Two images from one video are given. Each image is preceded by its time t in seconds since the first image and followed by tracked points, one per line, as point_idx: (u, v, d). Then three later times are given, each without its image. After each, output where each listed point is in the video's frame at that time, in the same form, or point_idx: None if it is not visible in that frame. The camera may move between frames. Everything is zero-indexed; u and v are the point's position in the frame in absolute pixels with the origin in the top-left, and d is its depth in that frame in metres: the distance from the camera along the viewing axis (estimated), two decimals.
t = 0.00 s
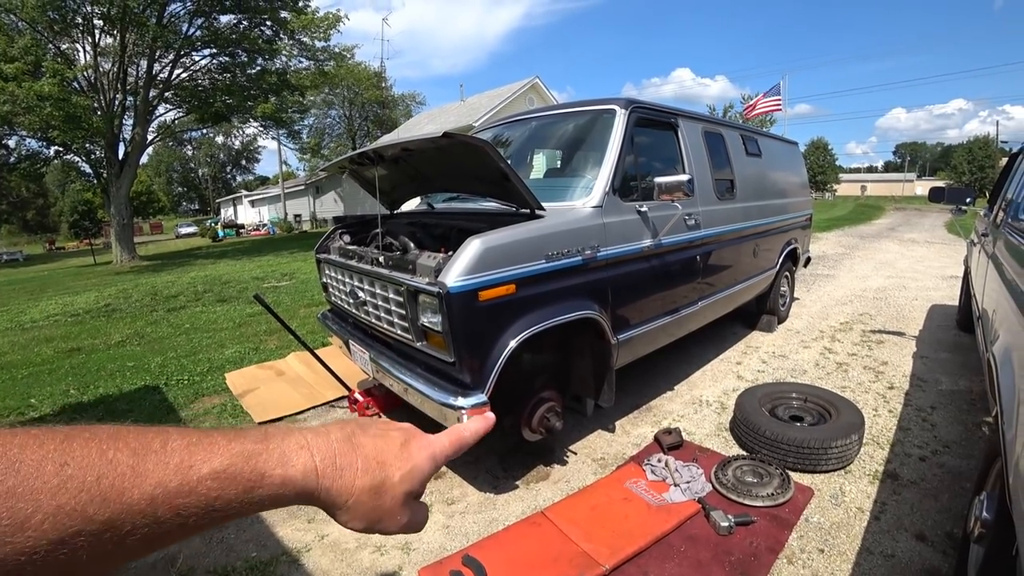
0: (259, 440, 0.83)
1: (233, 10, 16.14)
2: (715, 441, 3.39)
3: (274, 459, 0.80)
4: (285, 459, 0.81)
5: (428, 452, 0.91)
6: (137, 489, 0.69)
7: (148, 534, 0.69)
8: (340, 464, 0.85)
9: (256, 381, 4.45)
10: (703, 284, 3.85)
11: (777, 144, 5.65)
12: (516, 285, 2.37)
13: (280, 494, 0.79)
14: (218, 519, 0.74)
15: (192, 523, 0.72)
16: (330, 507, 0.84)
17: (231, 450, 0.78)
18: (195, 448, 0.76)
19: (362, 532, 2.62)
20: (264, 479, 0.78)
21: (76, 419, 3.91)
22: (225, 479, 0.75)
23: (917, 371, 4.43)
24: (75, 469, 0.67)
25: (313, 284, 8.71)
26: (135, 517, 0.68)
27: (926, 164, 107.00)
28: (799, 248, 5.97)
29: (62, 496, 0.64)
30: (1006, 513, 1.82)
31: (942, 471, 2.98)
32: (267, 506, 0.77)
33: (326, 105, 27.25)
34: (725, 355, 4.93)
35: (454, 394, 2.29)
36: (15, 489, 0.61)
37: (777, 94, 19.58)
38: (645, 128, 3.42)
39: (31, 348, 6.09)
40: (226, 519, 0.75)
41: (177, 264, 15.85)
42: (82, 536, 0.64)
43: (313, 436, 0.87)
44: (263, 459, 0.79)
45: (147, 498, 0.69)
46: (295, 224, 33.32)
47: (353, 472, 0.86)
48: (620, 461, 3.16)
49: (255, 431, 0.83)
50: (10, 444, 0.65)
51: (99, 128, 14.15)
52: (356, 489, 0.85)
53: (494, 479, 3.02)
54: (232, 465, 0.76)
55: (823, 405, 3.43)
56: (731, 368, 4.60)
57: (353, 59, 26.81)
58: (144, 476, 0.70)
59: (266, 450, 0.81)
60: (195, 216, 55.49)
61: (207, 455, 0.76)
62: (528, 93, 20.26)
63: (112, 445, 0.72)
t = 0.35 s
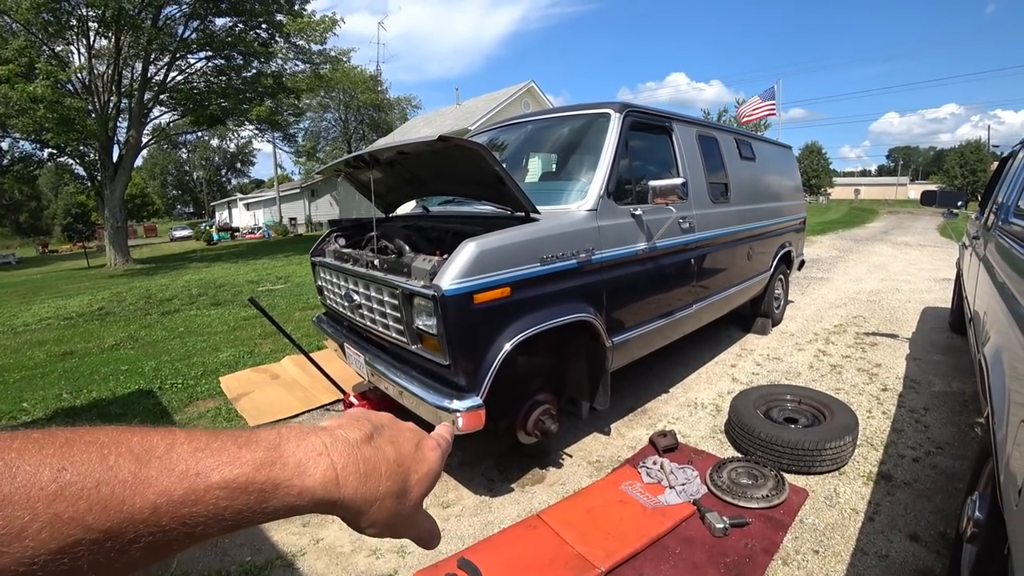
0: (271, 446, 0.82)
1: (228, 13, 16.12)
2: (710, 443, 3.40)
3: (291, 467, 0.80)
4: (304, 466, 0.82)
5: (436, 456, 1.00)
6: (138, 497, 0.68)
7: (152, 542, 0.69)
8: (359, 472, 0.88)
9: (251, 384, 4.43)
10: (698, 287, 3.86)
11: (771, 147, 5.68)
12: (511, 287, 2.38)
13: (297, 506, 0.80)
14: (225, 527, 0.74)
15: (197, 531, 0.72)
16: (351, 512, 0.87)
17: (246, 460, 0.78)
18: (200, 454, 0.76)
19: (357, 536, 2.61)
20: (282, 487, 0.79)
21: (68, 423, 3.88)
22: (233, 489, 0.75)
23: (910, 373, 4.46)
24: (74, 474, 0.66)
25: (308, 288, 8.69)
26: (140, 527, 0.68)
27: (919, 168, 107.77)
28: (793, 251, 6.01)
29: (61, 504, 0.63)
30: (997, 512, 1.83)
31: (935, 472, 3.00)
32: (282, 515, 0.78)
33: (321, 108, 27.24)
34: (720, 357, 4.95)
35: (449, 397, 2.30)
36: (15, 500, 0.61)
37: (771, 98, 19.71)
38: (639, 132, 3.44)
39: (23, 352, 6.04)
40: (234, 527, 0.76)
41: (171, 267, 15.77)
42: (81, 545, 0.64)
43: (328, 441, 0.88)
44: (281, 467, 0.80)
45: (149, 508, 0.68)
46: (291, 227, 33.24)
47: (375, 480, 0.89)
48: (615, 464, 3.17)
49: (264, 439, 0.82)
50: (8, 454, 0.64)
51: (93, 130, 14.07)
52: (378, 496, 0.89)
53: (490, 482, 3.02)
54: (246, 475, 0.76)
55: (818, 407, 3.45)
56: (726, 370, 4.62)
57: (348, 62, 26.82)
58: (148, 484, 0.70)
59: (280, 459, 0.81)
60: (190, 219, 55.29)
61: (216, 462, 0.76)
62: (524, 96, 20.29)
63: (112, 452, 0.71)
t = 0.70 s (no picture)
0: (267, 448, 0.84)
1: (226, 18, 16.17)
2: (708, 446, 3.41)
3: (287, 469, 0.82)
4: (299, 469, 0.83)
5: (429, 460, 1.03)
6: (139, 498, 0.69)
7: (151, 542, 0.69)
8: (353, 475, 0.89)
9: (249, 388, 4.44)
10: (695, 290, 3.88)
11: (767, 151, 5.72)
12: (508, 291, 2.39)
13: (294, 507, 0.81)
14: (223, 528, 0.75)
15: (197, 531, 0.73)
16: (345, 515, 0.89)
17: (241, 461, 0.79)
18: (199, 456, 0.77)
19: (355, 539, 2.61)
20: (278, 489, 0.80)
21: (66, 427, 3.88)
22: (232, 490, 0.76)
23: (907, 375, 4.48)
24: (76, 475, 0.67)
25: (306, 292, 8.69)
26: (142, 527, 0.68)
27: (915, 170, 108.30)
28: (790, 254, 6.03)
29: (63, 504, 0.64)
30: (992, 512, 1.84)
31: (932, 474, 3.01)
32: (278, 515, 0.79)
33: (319, 112, 27.29)
34: (717, 360, 4.97)
35: (447, 400, 2.30)
36: (21, 501, 0.61)
37: (767, 102, 19.82)
38: (636, 136, 3.47)
39: (20, 356, 6.04)
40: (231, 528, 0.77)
41: (168, 271, 15.75)
42: (82, 545, 0.64)
43: (323, 444, 0.89)
44: (277, 469, 0.81)
45: (148, 508, 0.69)
46: (289, 231, 33.23)
47: (368, 483, 0.91)
48: (613, 467, 3.18)
49: (261, 441, 0.83)
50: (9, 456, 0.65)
51: (91, 135, 14.07)
52: (372, 499, 0.91)
53: (488, 485, 3.03)
54: (244, 475, 0.77)
55: (814, 409, 3.46)
56: (724, 372, 4.63)
57: (346, 66, 26.86)
58: (148, 485, 0.71)
59: (276, 460, 0.82)
60: (188, 224, 55.22)
61: (214, 463, 0.77)
62: (521, 100, 20.37)
63: (110, 454, 0.72)
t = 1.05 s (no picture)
0: (290, 428, 0.86)
1: (230, 17, 16.22)
2: (705, 449, 3.42)
3: (310, 450, 0.85)
4: (321, 451, 0.86)
5: (438, 447, 1.09)
6: (166, 472, 0.71)
7: (177, 516, 0.72)
8: (370, 458, 0.93)
9: (248, 387, 4.45)
10: (694, 294, 3.89)
11: (767, 157, 5.74)
12: (507, 293, 2.41)
13: (314, 487, 0.84)
14: (246, 503, 0.78)
15: (225, 505, 0.75)
16: (360, 495, 0.93)
17: (265, 442, 0.81)
18: (224, 434, 0.79)
19: (352, 538, 2.62)
20: (301, 469, 0.83)
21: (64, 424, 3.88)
22: (256, 467, 0.78)
23: (904, 382, 4.49)
24: (105, 448, 0.69)
25: (306, 292, 8.70)
26: (169, 500, 0.71)
27: (916, 178, 108.48)
28: (789, 259, 6.05)
29: (93, 475, 0.66)
30: (986, 519, 1.85)
31: (928, 480, 3.03)
32: (298, 493, 0.82)
33: (321, 112, 27.36)
34: (715, 365, 4.98)
35: (445, 401, 2.32)
36: (64, 471, 0.64)
37: (768, 108, 19.88)
38: (637, 141, 3.49)
39: (20, 352, 6.04)
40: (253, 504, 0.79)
41: (168, 269, 15.77)
42: (111, 516, 0.67)
43: (341, 426, 0.92)
44: (300, 450, 0.84)
45: (177, 481, 0.71)
46: (290, 230, 33.26)
47: (384, 465, 0.95)
48: (609, 469, 3.19)
49: (282, 422, 0.86)
50: (50, 427, 0.67)
51: (94, 132, 14.11)
52: (386, 480, 0.95)
53: (485, 486, 3.04)
54: (268, 454, 0.80)
55: (812, 414, 3.47)
56: (721, 377, 4.64)
57: (349, 67, 26.92)
58: (175, 459, 0.72)
59: (298, 441, 0.84)
60: (189, 222, 55.24)
61: (238, 440, 0.79)
62: (523, 104, 20.43)
63: (140, 427, 0.73)
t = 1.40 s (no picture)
0: (422, 413, 0.90)
1: (230, 17, 16.23)
2: (696, 455, 3.44)
3: (442, 431, 0.89)
4: (448, 431, 0.91)
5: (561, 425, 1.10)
6: (345, 446, 0.76)
7: (353, 487, 0.76)
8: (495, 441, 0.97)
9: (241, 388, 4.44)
10: (688, 300, 3.92)
11: (763, 164, 5.78)
12: (501, 298, 2.42)
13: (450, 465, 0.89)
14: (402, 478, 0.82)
15: (384, 476, 0.79)
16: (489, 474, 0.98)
17: (411, 424, 0.85)
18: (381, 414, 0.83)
19: (343, 540, 2.62)
20: (437, 447, 0.87)
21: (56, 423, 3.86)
22: (407, 446, 0.82)
23: (896, 389, 4.52)
24: (295, 422, 0.73)
25: (302, 292, 8.68)
26: (346, 473, 0.75)
27: (910, 187, 109.24)
28: (783, 267, 6.08)
29: (292, 445, 0.71)
30: (972, 527, 1.87)
31: (918, 487, 3.05)
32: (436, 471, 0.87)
33: (320, 113, 27.35)
34: (708, 371, 5.00)
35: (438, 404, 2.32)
36: (283, 439, 0.71)
37: (765, 116, 20.00)
38: (633, 147, 3.51)
39: (12, 350, 6.01)
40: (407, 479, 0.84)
41: (163, 268, 15.71)
42: (304, 484, 0.71)
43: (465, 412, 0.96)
44: (435, 430, 0.88)
45: (354, 456, 0.76)
46: (286, 231, 33.20)
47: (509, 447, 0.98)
48: (602, 474, 3.20)
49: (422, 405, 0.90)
50: (264, 402, 0.74)
51: (91, 130, 14.07)
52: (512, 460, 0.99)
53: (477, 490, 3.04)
54: (413, 435, 0.84)
55: (803, 421, 3.50)
56: (715, 383, 4.67)
57: (348, 68, 26.94)
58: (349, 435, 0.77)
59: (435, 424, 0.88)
60: (185, 221, 55.04)
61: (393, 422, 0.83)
62: (521, 108, 20.49)
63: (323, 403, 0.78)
